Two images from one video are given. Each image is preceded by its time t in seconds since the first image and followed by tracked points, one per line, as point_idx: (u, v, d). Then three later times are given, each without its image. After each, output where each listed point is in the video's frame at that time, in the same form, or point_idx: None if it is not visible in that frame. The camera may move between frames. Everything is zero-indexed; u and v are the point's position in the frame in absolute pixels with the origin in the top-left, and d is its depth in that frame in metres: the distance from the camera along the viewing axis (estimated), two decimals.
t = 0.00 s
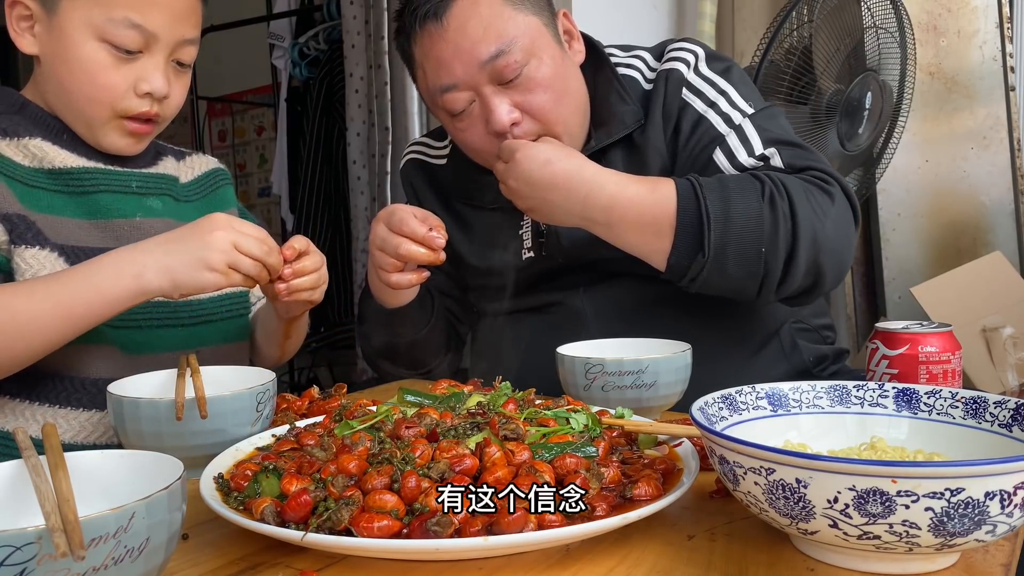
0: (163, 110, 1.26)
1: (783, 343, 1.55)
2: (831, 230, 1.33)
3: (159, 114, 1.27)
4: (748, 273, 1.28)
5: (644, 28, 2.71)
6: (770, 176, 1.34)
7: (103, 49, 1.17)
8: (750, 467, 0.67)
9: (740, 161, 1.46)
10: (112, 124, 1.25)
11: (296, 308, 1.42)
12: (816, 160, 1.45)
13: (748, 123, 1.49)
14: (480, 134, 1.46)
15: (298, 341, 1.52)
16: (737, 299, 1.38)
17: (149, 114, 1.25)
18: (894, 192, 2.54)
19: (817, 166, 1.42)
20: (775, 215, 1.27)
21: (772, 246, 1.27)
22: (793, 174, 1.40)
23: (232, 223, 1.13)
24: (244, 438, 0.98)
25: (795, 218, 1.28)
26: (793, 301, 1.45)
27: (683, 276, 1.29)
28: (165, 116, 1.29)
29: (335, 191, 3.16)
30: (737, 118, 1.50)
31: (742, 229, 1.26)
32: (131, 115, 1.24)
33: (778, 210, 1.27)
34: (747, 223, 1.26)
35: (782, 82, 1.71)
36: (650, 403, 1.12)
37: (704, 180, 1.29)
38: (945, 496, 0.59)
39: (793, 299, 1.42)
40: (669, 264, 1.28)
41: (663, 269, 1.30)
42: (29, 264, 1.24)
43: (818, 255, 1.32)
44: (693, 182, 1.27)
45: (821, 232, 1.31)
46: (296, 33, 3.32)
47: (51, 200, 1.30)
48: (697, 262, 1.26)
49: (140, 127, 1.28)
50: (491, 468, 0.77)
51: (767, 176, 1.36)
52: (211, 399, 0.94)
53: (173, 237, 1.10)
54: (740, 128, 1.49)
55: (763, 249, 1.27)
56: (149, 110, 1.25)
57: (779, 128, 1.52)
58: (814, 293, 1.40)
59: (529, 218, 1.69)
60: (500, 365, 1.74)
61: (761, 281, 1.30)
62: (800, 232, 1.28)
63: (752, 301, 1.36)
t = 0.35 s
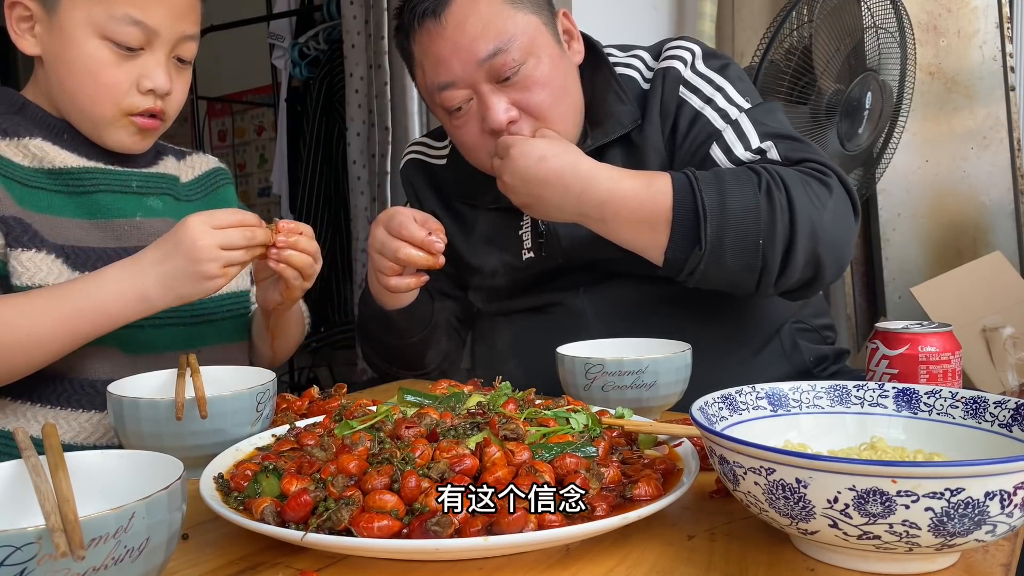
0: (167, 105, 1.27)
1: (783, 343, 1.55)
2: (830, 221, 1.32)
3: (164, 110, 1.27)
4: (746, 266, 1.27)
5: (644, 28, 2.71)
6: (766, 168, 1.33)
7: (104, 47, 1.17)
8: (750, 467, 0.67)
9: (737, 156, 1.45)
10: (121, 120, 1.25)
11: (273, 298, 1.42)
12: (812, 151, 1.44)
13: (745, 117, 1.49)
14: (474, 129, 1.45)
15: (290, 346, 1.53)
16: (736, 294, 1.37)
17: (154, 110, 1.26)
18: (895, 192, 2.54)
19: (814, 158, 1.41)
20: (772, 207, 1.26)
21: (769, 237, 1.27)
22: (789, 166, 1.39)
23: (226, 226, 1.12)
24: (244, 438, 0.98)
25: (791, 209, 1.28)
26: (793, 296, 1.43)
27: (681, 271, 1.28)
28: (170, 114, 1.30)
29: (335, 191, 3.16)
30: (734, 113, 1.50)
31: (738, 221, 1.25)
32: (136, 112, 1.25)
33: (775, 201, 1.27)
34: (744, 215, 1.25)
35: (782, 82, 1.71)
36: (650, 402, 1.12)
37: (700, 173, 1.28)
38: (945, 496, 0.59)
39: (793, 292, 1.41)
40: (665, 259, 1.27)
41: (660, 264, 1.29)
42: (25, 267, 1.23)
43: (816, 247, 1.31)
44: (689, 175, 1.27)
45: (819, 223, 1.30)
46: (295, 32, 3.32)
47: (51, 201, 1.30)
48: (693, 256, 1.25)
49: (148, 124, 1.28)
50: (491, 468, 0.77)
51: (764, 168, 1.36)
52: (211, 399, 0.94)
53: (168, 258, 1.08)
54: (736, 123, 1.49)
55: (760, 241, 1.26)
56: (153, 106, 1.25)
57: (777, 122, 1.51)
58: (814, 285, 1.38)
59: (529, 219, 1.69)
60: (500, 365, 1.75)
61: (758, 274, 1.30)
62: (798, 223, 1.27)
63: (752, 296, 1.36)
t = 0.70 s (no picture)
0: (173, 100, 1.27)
1: (782, 344, 1.55)
2: (828, 218, 1.32)
3: (171, 102, 1.27)
4: (745, 266, 1.27)
5: (644, 28, 2.71)
6: (764, 167, 1.33)
7: (108, 43, 1.17)
8: (750, 468, 0.67)
9: (734, 155, 1.46)
10: (128, 116, 1.25)
11: (252, 253, 1.40)
12: (810, 149, 1.44)
13: (742, 117, 1.50)
14: (470, 132, 1.46)
15: (288, 326, 1.52)
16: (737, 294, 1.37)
17: (162, 104, 1.26)
18: (895, 193, 2.54)
19: (812, 155, 1.40)
20: (770, 206, 1.26)
21: (768, 236, 1.27)
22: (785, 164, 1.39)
23: (197, 179, 1.17)
24: (244, 438, 0.98)
25: (789, 208, 1.28)
26: (794, 296, 1.43)
27: (681, 272, 1.28)
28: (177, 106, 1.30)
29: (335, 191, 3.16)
30: (731, 113, 1.50)
31: (736, 221, 1.25)
32: (143, 107, 1.25)
33: (772, 200, 1.27)
34: (741, 215, 1.25)
35: (782, 82, 1.70)
36: (650, 403, 1.12)
37: (696, 174, 1.28)
38: (945, 496, 0.59)
39: (794, 291, 1.40)
40: (664, 260, 1.27)
41: (660, 267, 1.30)
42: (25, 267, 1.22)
43: (815, 246, 1.31)
44: (685, 176, 1.27)
45: (818, 221, 1.30)
46: (295, 33, 3.32)
47: (50, 199, 1.30)
48: (692, 257, 1.25)
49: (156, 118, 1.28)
50: (491, 469, 0.77)
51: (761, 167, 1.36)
52: (211, 399, 0.94)
53: (156, 224, 1.12)
54: (733, 122, 1.49)
55: (758, 240, 1.26)
56: (159, 100, 1.25)
57: (775, 121, 1.52)
58: (814, 284, 1.38)
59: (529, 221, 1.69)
60: (500, 365, 1.75)
61: (759, 273, 1.29)
62: (796, 221, 1.27)
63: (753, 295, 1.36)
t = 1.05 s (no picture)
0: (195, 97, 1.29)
1: (782, 344, 1.55)
2: (834, 216, 1.32)
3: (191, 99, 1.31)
4: (757, 270, 1.27)
5: (644, 27, 2.71)
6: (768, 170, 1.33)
7: (133, 42, 1.18)
8: (750, 468, 0.67)
9: (737, 157, 1.45)
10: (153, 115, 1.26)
11: (218, 180, 1.42)
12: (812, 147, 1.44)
13: (744, 119, 1.49)
14: (468, 137, 1.46)
15: (282, 284, 1.52)
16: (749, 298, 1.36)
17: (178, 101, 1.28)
18: (895, 193, 2.54)
19: (815, 154, 1.40)
20: (779, 209, 1.25)
21: (778, 239, 1.26)
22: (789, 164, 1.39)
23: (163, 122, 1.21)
24: (244, 438, 0.98)
25: (797, 209, 1.27)
26: (803, 295, 1.43)
27: (691, 279, 1.28)
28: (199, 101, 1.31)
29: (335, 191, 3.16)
30: (733, 114, 1.50)
31: (746, 226, 1.24)
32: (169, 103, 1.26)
33: (781, 203, 1.26)
34: (752, 219, 1.24)
35: (782, 82, 1.70)
36: (650, 403, 1.12)
37: (703, 180, 1.27)
38: (945, 496, 0.59)
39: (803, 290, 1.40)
40: (674, 268, 1.27)
41: (670, 275, 1.29)
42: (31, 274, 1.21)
43: (824, 245, 1.32)
44: (692, 184, 1.26)
45: (825, 220, 1.30)
46: (295, 33, 3.33)
47: (55, 197, 1.29)
48: (703, 264, 1.25)
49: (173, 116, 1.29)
50: (491, 468, 0.77)
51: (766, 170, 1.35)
52: (211, 399, 0.94)
53: (141, 174, 1.18)
54: (735, 125, 1.49)
55: (769, 243, 1.26)
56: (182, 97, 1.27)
57: (778, 121, 1.51)
58: (824, 282, 1.38)
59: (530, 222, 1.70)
60: (501, 365, 1.75)
61: (771, 276, 1.29)
62: (806, 222, 1.27)
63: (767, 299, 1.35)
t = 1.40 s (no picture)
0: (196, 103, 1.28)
1: (782, 343, 1.55)
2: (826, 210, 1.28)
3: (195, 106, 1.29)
4: (762, 276, 1.21)
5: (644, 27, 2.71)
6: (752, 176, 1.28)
7: (136, 48, 1.18)
8: (750, 467, 0.67)
9: (724, 160, 1.44)
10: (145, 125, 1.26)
11: (229, 185, 1.42)
12: (801, 145, 1.40)
13: (732, 121, 1.47)
14: (472, 122, 1.46)
15: (284, 287, 1.53)
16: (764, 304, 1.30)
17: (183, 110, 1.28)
18: (895, 192, 2.54)
19: (796, 150, 1.36)
20: (769, 212, 1.21)
21: (778, 241, 1.21)
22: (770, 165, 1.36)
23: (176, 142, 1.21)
24: (244, 438, 0.98)
25: (788, 208, 1.22)
26: (810, 289, 1.39)
27: (703, 299, 1.22)
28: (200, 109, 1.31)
29: (335, 192, 3.16)
30: (725, 113, 1.49)
31: (742, 236, 1.19)
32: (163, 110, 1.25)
33: (770, 206, 1.21)
34: (746, 228, 1.19)
35: (782, 82, 1.71)
36: (650, 402, 1.12)
37: (687, 200, 1.22)
38: (945, 496, 0.59)
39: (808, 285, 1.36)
40: (681, 291, 1.21)
41: (678, 299, 1.23)
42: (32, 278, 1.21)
43: (823, 237, 1.27)
44: (678, 206, 1.21)
45: (818, 215, 1.26)
46: (296, 32, 3.32)
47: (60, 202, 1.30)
48: (709, 281, 1.19)
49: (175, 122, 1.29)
50: (491, 469, 0.77)
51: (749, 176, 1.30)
52: (211, 399, 0.94)
53: (155, 196, 1.17)
54: (724, 127, 1.47)
55: (769, 246, 1.20)
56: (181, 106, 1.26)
57: (768, 119, 1.48)
58: (827, 275, 1.34)
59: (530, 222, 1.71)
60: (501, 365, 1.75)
61: (779, 282, 1.23)
62: (799, 220, 1.22)
63: (780, 302, 1.30)
